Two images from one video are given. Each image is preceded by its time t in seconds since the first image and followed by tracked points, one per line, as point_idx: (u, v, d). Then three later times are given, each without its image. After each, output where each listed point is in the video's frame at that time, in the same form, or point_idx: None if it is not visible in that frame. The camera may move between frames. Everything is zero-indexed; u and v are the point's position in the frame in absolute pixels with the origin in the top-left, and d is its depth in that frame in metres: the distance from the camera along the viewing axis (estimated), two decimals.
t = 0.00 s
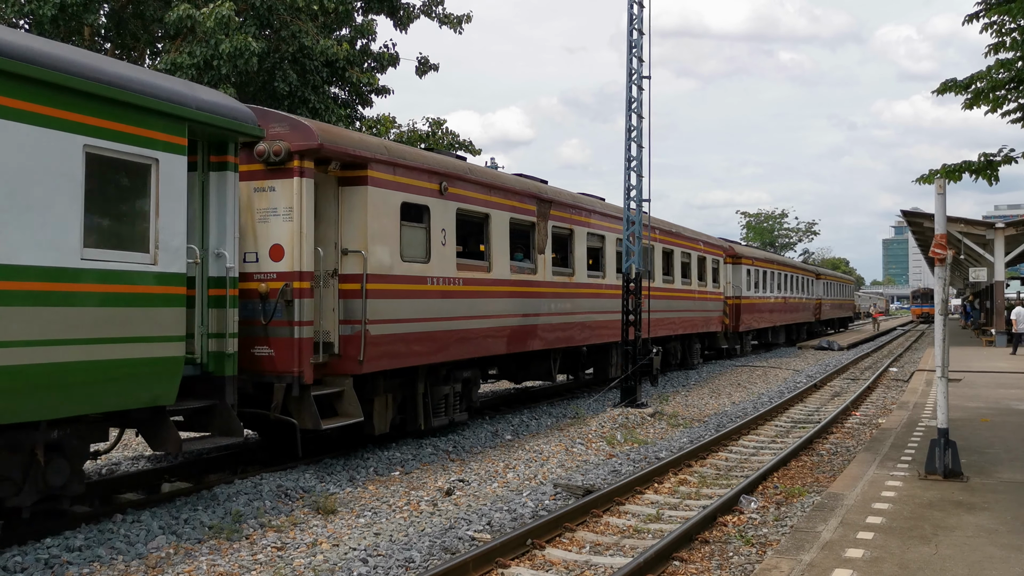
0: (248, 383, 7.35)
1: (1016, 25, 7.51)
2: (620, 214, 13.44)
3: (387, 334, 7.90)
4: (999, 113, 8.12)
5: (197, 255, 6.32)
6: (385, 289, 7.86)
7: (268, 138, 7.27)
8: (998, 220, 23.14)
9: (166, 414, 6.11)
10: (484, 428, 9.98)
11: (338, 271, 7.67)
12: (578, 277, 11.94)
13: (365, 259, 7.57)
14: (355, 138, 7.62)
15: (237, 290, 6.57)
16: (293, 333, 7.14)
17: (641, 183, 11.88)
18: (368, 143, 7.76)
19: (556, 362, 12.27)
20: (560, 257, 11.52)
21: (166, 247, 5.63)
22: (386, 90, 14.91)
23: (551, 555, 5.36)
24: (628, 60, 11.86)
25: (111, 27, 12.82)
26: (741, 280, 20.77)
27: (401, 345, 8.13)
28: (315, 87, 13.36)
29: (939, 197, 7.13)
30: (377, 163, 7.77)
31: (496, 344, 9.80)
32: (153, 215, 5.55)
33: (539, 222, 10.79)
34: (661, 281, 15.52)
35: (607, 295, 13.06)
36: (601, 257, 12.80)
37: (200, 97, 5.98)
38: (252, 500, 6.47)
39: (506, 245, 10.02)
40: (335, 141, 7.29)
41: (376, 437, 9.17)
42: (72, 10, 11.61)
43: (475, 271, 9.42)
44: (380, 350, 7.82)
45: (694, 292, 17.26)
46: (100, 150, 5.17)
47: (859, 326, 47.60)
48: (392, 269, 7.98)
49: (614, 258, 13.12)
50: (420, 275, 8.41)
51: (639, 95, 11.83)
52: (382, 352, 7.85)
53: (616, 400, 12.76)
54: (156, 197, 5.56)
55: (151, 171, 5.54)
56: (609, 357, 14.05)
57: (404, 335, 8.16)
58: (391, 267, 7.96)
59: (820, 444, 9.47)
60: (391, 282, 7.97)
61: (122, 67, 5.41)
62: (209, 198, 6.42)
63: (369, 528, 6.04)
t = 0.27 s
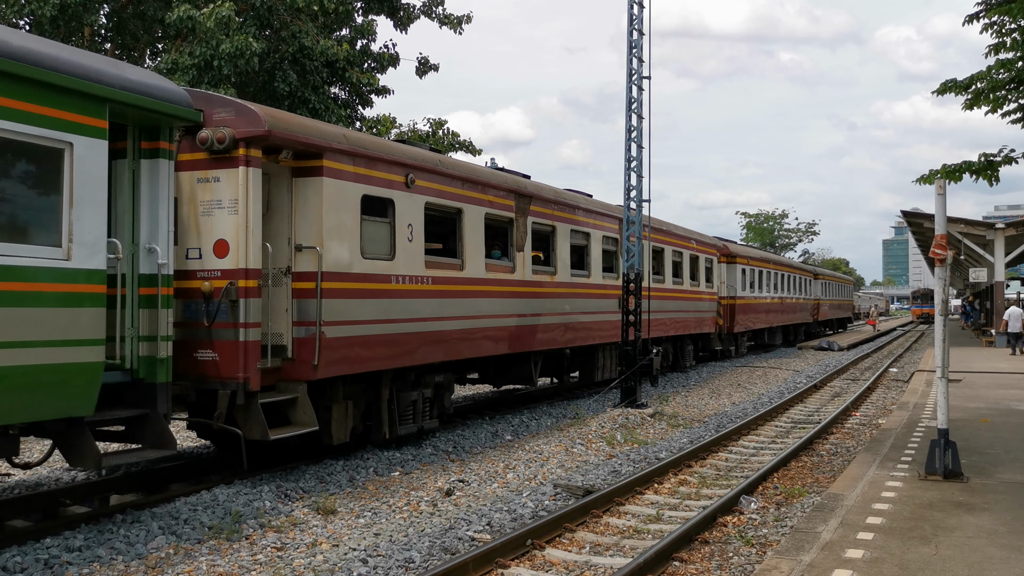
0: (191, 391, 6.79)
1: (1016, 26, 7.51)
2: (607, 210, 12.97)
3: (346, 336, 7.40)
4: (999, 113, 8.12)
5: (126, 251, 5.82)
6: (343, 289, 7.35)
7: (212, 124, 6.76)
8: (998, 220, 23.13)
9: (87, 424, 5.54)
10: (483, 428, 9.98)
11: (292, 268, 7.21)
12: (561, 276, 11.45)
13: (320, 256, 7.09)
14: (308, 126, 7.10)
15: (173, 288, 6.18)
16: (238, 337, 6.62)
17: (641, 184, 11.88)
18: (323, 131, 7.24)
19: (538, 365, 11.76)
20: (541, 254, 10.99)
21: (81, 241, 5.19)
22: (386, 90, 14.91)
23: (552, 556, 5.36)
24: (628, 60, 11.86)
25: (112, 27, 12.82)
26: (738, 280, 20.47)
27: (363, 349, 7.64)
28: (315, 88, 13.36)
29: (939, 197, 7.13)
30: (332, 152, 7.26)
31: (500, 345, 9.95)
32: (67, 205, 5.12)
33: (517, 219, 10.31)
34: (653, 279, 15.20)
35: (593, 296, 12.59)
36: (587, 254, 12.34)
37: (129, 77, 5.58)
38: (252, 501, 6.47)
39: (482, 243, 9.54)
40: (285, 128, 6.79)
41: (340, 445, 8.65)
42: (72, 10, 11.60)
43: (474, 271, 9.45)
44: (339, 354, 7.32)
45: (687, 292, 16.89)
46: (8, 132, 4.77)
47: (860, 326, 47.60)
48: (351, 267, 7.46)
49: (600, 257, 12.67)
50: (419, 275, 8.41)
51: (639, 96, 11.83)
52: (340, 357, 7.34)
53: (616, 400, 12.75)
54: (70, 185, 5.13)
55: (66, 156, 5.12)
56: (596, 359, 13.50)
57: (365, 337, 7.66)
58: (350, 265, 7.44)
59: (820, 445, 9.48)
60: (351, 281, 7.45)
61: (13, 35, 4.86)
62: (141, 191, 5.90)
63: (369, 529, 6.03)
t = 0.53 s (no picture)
0: (123, 399, 6.35)
1: (1016, 25, 7.51)
2: (588, 205, 12.50)
3: (297, 338, 6.96)
4: (1000, 113, 8.11)
5: (41, 245, 5.40)
6: (294, 287, 6.92)
7: (146, 107, 6.30)
8: (998, 221, 23.12)
9: None
10: (483, 428, 9.98)
11: (238, 264, 6.74)
12: (541, 275, 10.98)
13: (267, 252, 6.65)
14: (254, 112, 6.65)
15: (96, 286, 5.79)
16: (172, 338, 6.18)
17: (641, 183, 11.88)
18: (270, 116, 6.77)
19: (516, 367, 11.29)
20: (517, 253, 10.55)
21: None
22: (386, 90, 14.91)
23: (552, 556, 5.35)
24: (629, 60, 11.87)
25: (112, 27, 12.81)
26: (732, 280, 20.06)
27: (320, 351, 7.22)
28: (315, 88, 13.35)
29: (939, 198, 7.13)
30: (281, 140, 6.82)
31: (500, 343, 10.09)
32: None
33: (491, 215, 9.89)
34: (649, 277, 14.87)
35: (584, 296, 12.36)
36: (569, 251, 11.86)
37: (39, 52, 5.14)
38: (252, 501, 6.47)
39: (452, 240, 9.10)
40: (226, 114, 6.33)
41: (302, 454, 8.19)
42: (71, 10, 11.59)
43: (476, 272, 9.62)
44: (291, 356, 6.91)
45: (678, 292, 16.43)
46: None
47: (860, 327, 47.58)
48: (302, 264, 7.02)
49: (584, 256, 12.21)
50: (420, 274, 8.54)
51: (640, 96, 11.83)
52: (292, 359, 6.92)
53: (616, 400, 12.75)
54: None
55: None
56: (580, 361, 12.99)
57: (321, 339, 7.23)
58: (301, 262, 7.01)
59: (820, 445, 9.47)
60: (303, 279, 7.02)
61: None
62: (56, 176, 5.48)
63: (369, 529, 6.04)
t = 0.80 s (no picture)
0: (40, 409, 5.71)
1: (1016, 25, 7.50)
2: (573, 200, 11.89)
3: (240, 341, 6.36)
4: (1000, 113, 8.11)
5: None
6: (236, 286, 6.32)
7: (66, 86, 5.71)
8: (998, 221, 23.11)
9: None
10: (483, 428, 9.97)
11: (173, 260, 6.14)
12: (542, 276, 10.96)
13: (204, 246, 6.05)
14: (193, 93, 6.04)
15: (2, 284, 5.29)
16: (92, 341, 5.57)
17: (641, 183, 11.88)
18: (210, 98, 6.17)
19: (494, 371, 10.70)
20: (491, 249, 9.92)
21: None
22: (386, 90, 14.91)
23: (552, 555, 5.35)
24: (629, 60, 11.86)
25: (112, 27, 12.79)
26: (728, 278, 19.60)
27: (274, 355, 6.70)
28: (315, 87, 13.35)
29: (939, 197, 7.13)
30: (222, 124, 6.22)
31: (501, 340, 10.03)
32: None
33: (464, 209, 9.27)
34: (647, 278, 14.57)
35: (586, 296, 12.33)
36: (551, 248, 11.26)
37: None
38: (252, 501, 6.47)
39: (421, 236, 8.49)
40: (156, 94, 5.73)
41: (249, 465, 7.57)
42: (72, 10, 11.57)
43: (449, 269, 9.02)
44: (233, 361, 6.32)
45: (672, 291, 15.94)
46: None
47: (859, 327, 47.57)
48: (245, 260, 6.41)
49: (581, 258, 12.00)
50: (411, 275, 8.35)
51: (640, 95, 11.83)
52: (239, 365, 6.37)
53: (616, 400, 12.74)
54: None
55: None
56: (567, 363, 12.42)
57: (281, 340, 6.76)
58: (246, 255, 6.43)
59: (820, 445, 9.47)
60: (246, 276, 6.42)
61: None
62: None
63: (368, 528, 6.03)
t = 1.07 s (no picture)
0: None
1: (1017, 24, 7.49)
2: (557, 193, 11.32)
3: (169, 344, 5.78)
4: (1001, 111, 8.09)
5: None
6: (171, 282, 5.77)
7: None
8: (998, 219, 23.08)
9: None
10: (484, 427, 9.97)
11: (95, 254, 5.52)
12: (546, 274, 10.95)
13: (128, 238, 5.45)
14: (137, 74, 5.57)
15: None
16: None
17: (641, 181, 11.87)
18: (139, 76, 5.59)
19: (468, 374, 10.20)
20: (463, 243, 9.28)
21: None
22: (387, 89, 14.91)
23: (552, 554, 5.35)
24: (629, 58, 11.85)
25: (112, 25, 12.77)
26: (722, 276, 19.14)
27: (237, 356, 6.35)
28: (315, 86, 13.35)
29: (940, 196, 7.12)
30: (151, 105, 5.63)
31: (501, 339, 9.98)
32: None
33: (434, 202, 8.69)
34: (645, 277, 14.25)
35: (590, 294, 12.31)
36: (531, 244, 10.68)
37: None
38: (252, 499, 6.47)
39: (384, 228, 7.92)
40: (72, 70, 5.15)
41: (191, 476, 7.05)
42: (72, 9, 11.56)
43: (418, 265, 8.44)
44: (169, 365, 5.80)
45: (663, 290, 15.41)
46: None
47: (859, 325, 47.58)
48: (176, 254, 5.82)
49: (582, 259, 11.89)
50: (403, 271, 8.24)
51: (640, 94, 11.82)
52: (188, 366, 5.94)
53: (616, 399, 12.74)
54: None
55: None
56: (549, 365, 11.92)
57: (223, 342, 6.20)
58: (194, 252, 5.95)
59: (820, 443, 9.47)
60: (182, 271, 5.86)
61: None
62: None
63: (369, 527, 6.03)
